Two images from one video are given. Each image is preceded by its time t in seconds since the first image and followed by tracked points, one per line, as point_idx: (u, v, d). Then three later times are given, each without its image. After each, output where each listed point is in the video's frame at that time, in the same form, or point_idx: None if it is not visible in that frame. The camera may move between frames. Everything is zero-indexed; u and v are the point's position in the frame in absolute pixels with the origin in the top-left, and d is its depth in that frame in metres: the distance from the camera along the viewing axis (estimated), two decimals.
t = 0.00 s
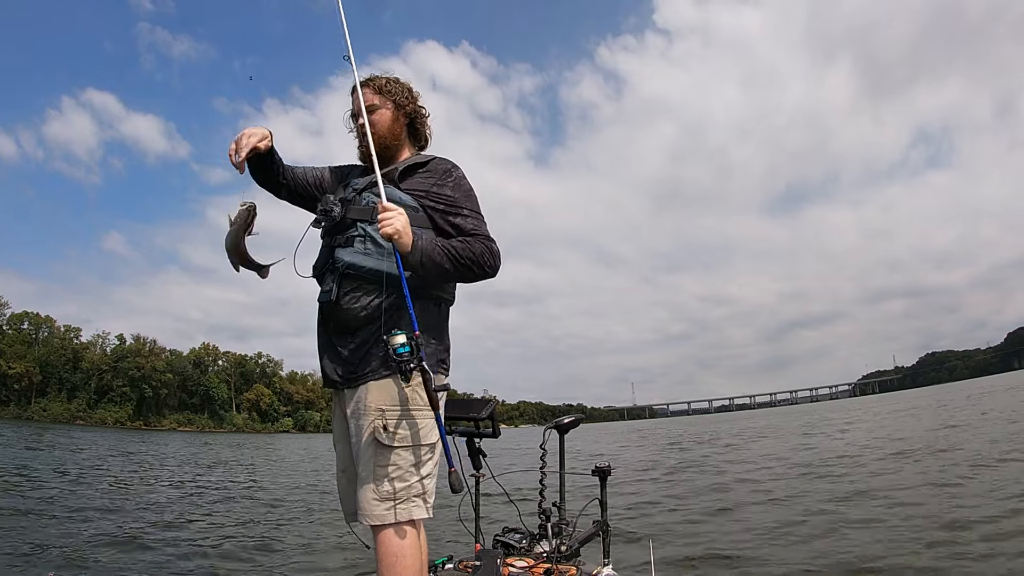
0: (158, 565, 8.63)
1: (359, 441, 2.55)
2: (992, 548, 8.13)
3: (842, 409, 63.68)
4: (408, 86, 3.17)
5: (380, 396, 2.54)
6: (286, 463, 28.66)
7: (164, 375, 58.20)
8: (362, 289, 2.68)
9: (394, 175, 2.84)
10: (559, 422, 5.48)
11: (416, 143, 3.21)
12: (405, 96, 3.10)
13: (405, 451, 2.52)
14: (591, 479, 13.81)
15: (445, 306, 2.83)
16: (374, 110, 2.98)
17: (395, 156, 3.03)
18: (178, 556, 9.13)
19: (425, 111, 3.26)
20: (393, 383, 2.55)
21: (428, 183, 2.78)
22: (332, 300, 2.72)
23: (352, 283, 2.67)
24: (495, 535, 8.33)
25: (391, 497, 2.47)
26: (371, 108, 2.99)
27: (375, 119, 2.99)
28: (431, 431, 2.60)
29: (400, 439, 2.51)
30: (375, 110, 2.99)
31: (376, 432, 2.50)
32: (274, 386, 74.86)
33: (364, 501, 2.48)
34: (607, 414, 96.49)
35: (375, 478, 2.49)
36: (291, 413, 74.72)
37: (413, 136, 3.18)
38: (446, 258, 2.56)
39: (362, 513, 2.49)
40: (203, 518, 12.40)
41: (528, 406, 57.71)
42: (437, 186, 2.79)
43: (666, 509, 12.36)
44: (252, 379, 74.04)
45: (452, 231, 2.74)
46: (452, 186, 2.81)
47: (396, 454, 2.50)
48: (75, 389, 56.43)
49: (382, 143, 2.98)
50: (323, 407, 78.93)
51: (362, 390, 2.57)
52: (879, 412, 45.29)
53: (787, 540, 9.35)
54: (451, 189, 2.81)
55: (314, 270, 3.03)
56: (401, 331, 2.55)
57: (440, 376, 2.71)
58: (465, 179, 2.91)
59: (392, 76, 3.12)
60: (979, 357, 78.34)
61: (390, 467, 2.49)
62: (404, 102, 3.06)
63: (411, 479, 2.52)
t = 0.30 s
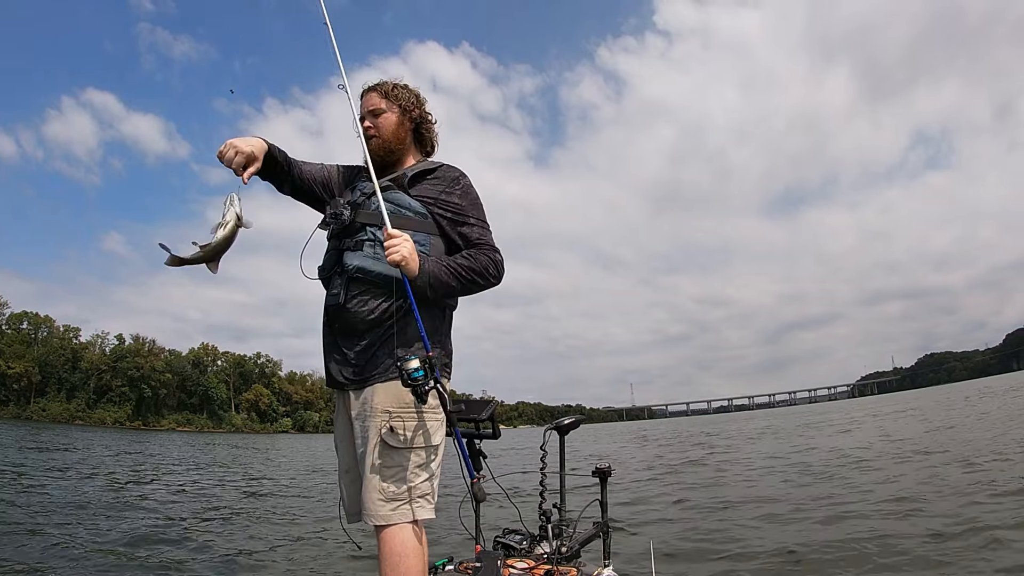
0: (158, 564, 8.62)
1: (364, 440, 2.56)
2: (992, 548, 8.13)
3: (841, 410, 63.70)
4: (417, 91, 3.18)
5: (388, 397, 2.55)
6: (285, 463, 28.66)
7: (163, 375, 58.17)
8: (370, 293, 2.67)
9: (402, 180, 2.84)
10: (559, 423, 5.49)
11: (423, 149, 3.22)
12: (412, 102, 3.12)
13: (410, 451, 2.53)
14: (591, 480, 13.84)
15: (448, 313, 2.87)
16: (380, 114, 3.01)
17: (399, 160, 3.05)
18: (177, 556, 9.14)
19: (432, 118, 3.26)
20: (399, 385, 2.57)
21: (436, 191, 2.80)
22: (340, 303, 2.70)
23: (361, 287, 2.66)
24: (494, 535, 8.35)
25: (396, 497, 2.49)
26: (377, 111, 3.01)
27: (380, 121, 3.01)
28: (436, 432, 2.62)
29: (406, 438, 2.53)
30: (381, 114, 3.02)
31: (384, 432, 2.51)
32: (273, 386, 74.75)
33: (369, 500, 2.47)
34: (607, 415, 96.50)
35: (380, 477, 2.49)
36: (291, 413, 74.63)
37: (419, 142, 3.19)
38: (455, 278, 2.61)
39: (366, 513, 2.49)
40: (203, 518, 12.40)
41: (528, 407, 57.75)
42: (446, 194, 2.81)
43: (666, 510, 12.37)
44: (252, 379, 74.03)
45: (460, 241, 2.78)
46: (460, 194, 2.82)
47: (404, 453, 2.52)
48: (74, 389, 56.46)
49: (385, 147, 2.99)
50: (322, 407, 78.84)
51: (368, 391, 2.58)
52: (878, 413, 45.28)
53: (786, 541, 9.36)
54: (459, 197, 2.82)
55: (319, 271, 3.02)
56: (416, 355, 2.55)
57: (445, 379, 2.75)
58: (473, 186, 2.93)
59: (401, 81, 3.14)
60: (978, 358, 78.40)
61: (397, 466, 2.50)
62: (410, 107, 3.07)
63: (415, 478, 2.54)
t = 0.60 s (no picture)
0: (158, 563, 8.60)
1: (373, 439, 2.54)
2: (992, 548, 8.15)
3: (840, 410, 63.75)
4: (426, 97, 3.16)
5: (396, 399, 2.55)
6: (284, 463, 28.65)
7: (162, 374, 58.08)
8: (376, 295, 2.66)
9: (407, 184, 2.81)
10: (559, 424, 5.50)
11: (429, 155, 3.22)
12: (422, 108, 3.10)
13: (418, 452, 2.54)
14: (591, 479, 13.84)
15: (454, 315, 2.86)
16: (389, 118, 2.98)
17: (405, 165, 3.05)
18: (173, 554, 9.14)
19: (441, 122, 3.25)
20: (407, 389, 2.57)
21: (441, 194, 2.79)
22: (347, 305, 2.70)
23: (367, 289, 2.65)
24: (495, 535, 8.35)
25: (404, 498, 2.49)
26: (386, 115, 2.98)
27: (388, 126, 2.99)
28: (443, 434, 2.63)
29: (414, 440, 2.53)
30: (390, 118, 2.99)
31: (391, 434, 2.51)
32: (272, 385, 74.75)
33: (376, 502, 2.48)
34: (605, 414, 96.54)
35: (387, 478, 2.49)
36: (289, 412, 74.57)
37: (426, 146, 3.18)
38: (462, 284, 2.59)
39: (373, 513, 2.49)
40: (200, 516, 12.42)
41: (526, 406, 57.79)
42: (450, 198, 2.80)
43: (666, 510, 12.39)
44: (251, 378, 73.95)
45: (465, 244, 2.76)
46: (464, 197, 2.81)
47: (412, 454, 2.52)
48: (74, 387, 56.43)
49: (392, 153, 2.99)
50: (321, 406, 78.83)
51: (376, 391, 2.57)
52: (878, 413, 45.31)
53: (786, 541, 9.37)
54: (463, 200, 2.81)
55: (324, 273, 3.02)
56: (435, 367, 2.63)
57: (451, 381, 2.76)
58: (476, 190, 2.90)
59: (411, 86, 3.12)
60: (976, 359, 78.52)
61: (405, 468, 2.51)
62: (420, 113, 3.06)
63: (422, 480, 2.54)
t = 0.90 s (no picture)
0: (158, 562, 8.59)
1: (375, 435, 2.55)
2: (991, 546, 8.18)
3: (838, 409, 63.83)
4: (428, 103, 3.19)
5: (400, 395, 2.57)
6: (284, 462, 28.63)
7: (162, 372, 58.01)
8: (378, 295, 2.66)
9: (405, 184, 2.82)
10: (559, 424, 5.50)
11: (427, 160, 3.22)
12: (424, 113, 3.12)
13: (421, 449, 2.55)
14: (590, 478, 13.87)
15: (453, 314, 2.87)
16: (394, 119, 2.98)
17: (405, 167, 3.04)
18: (172, 552, 9.18)
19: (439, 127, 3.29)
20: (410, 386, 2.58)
21: (438, 193, 2.79)
22: (347, 305, 2.70)
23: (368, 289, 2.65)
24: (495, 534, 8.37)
25: (407, 495, 2.50)
26: (391, 115, 2.97)
27: (393, 127, 2.98)
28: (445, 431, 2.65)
29: (416, 437, 2.54)
30: (395, 119, 2.99)
31: (395, 431, 2.52)
32: (271, 384, 74.74)
33: (379, 499, 2.47)
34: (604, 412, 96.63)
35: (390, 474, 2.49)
36: (288, 411, 74.50)
37: (426, 150, 3.19)
38: (459, 292, 2.60)
39: (374, 510, 2.49)
40: (198, 515, 12.45)
41: (526, 405, 57.84)
42: (447, 196, 2.80)
43: (665, 508, 12.42)
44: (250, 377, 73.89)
45: (463, 244, 2.76)
46: (461, 196, 2.81)
47: (414, 451, 2.53)
48: (73, 386, 56.39)
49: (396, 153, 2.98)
50: (320, 405, 78.84)
51: (378, 388, 2.58)
52: (877, 411, 45.35)
53: (786, 539, 9.40)
54: (460, 199, 2.81)
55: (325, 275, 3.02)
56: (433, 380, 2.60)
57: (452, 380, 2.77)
58: (472, 189, 2.91)
59: (414, 91, 3.13)
60: (974, 358, 78.66)
61: (408, 464, 2.51)
62: (422, 118, 3.08)
63: (425, 476, 2.55)
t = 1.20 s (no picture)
0: (157, 562, 8.58)
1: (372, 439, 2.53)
2: (992, 545, 8.15)
3: (838, 408, 63.80)
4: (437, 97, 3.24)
5: (399, 398, 2.57)
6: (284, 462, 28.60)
7: (161, 373, 57.96)
8: (374, 289, 2.66)
9: (405, 176, 2.82)
10: (558, 423, 5.48)
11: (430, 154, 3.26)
12: (434, 108, 3.18)
13: (420, 452, 2.56)
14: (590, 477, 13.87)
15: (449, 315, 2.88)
16: (413, 111, 2.99)
17: (415, 159, 3.04)
18: (170, 552, 9.20)
19: (441, 121, 3.36)
20: (409, 388, 2.59)
21: (438, 187, 2.80)
22: (341, 299, 2.69)
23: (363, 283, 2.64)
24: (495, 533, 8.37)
25: (405, 500, 2.50)
26: (410, 108, 3.00)
27: (412, 119, 3.00)
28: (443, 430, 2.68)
29: (415, 440, 2.55)
30: (413, 112, 3.01)
31: (394, 433, 2.52)
32: (271, 384, 74.71)
33: (376, 505, 2.47)
34: (604, 412, 96.60)
35: (389, 479, 2.49)
36: (287, 411, 74.48)
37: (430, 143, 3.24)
38: (461, 302, 2.61)
39: (372, 515, 2.47)
40: (196, 515, 12.49)
41: (525, 405, 57.86)
42: (448, 190, 2.80)
43: (666, 507, 12.43)
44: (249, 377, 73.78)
45: (464, 241, 2.76)
46: (462, 191, 2.81)
47: (413, 454, 2.54)
48: (73, 386, 56.45)
49: (414, 144, 2.99)
50: (320, 405, 78.84)
51: (375, 390, 2.57)
52: (876, 411, 45.34)
53: (786, 538, 9.38)
54: (461, 194, 2.81)
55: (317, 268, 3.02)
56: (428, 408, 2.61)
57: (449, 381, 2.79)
58: (474, 185, 2.91)
59: (426, 84, 3.18)
60: (974, 357, 78.70)
61: (407, 468, 2.52)
62: (434, 113, 3.14)
63: (424, 480, 2.55)
